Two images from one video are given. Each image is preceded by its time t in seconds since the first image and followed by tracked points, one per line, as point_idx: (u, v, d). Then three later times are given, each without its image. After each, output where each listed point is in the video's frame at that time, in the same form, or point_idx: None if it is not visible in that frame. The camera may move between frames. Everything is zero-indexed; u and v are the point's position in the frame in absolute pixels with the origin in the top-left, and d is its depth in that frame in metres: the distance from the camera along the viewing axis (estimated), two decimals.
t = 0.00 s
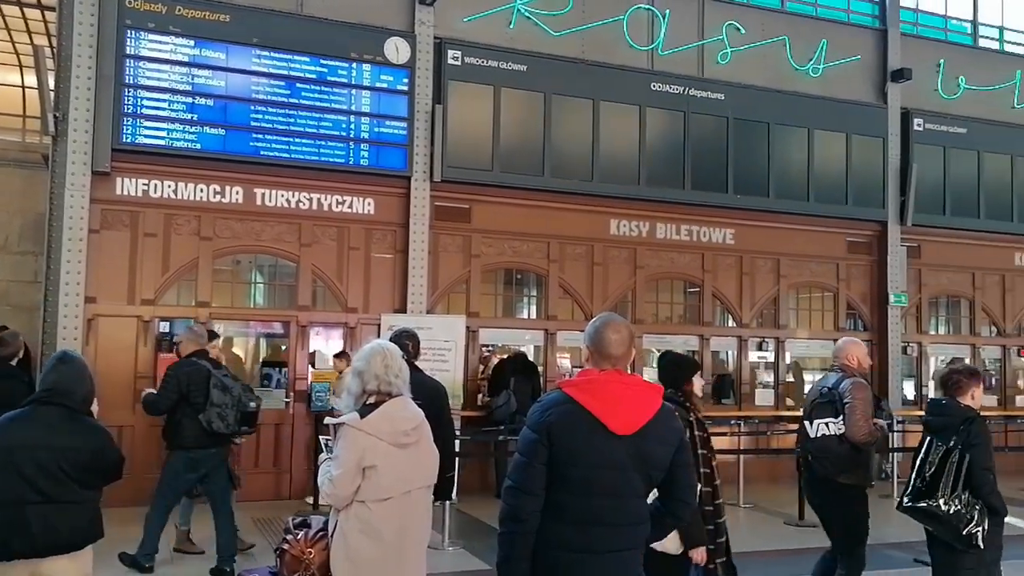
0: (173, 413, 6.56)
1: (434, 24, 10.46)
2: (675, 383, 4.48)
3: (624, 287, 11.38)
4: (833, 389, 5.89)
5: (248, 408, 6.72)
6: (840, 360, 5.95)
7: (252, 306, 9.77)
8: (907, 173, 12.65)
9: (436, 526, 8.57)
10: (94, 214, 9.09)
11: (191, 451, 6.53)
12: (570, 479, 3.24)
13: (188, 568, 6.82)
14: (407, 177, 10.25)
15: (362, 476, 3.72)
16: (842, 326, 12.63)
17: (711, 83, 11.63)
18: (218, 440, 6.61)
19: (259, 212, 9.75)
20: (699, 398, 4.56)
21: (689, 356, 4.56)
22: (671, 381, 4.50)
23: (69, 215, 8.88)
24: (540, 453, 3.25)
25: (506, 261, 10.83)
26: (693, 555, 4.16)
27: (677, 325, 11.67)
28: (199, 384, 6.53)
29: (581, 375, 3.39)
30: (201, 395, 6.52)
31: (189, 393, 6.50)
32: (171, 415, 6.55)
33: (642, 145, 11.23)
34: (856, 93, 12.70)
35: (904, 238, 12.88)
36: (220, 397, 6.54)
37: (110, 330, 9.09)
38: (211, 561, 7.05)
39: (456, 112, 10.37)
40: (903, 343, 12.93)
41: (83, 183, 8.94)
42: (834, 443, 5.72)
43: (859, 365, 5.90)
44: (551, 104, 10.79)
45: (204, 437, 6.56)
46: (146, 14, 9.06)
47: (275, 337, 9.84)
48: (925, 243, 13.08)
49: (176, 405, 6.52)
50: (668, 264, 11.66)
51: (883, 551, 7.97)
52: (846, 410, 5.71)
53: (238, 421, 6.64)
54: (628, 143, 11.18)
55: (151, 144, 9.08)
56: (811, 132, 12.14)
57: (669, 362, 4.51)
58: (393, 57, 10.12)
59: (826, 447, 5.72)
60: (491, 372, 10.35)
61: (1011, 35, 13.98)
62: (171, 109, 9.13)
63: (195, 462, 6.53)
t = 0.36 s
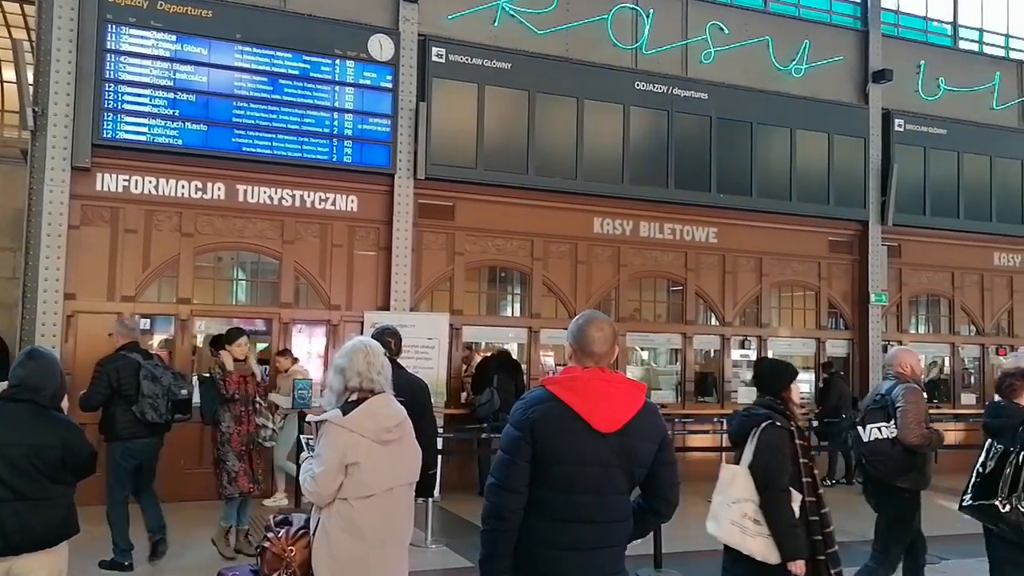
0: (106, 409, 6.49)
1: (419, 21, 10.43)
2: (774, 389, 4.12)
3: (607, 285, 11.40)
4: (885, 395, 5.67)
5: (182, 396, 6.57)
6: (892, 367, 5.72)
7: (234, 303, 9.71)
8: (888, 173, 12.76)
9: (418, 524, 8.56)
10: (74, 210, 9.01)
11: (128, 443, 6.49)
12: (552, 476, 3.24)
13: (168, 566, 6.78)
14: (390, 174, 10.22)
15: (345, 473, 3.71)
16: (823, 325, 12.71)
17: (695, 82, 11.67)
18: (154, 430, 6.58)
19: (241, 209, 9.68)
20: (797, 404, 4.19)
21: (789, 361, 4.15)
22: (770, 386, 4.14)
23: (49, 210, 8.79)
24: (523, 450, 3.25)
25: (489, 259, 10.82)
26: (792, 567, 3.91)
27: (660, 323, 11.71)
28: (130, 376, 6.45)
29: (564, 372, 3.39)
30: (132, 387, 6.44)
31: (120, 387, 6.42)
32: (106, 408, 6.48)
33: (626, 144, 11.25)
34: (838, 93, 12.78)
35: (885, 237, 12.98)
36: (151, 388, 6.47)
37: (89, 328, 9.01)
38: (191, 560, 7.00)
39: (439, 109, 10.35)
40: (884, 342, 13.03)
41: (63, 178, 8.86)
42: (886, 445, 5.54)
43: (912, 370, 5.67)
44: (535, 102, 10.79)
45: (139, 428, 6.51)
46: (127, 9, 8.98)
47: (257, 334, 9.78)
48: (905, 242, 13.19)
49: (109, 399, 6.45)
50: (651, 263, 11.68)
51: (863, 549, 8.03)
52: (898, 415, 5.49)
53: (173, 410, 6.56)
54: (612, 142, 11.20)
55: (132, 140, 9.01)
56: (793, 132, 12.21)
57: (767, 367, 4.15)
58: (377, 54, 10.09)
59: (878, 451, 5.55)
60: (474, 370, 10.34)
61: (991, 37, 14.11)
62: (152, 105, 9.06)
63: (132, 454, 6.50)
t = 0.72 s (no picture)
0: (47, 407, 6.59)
1: (396, 19, 10.40)
2: (857, 380, 4.40)
3: (585, 284, 11.42)
4: (924, 386, 5.66)
5: (123, 397, 6.67)
6: (931, 359, 5.72)
7: (209, 301, 9.63)
8: (862, 173, 12.88)
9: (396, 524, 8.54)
10: (46, 208, 8.90)
11: (69, 442, 6.54)
12: (527, 474, 3.24)
13: (143, 567, 6.73)
14: (368, 172, 10.18)
15: (322, 472, 3.70)
16: (799, 323, 12.82)
17: (672, 82, 11.72)
18: (96, 431, 6.64)
19: (217, 206, 9.61)
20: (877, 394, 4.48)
21: (869, 353, 4.44)
22: (851, 378, 4.43)
23: (20, 208, 8.68)
24: (498, 448, 3.25)
25: (467, 257, 10.81)
26: (889, 556, 4.18)
27: (638, 322, 11.75)
28: (74, 375, 6.55)
29: (538, 370, 3.39)
30: (75, 387, 6.53)
31: (64, 386, 6.52)
32: (50, 409, 6.59)
33: (604, 142, 11.28)
34: (813, 93, 12.89)
35: (860, 236, 13.11)
36: (94, 388, 6.55)
37: (62, 327, 8.90)
38: (166, 560, 6.94)
39: (417, 107, 10.32)
40: (858, 340, 13.16)
41: (35, 176, 8.75)
42: (924, 435, 5.64)
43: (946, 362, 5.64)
44: (513, 101, 10.79)
45: (82, 428, 6.57)
46: (100, 5, 8.88)
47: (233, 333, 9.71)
48: (879, 241, 13.31)
49: (52, 398, 6.55)
50: (628, 261, 11.71)
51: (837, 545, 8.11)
52: (936, 407, 5.49)
53: (114, 411, 6.63)
54: (590, 140, 11.23)
55: (106, 137, 8.91)
56: (769, 132, 12.29)
57: (847, 358, 4.43)
58: (354, 51, 10.05)
59: (917, 441, 5.65)
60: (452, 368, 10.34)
61: (964, 39, 14.27)
62: (126, 102, 8.97)
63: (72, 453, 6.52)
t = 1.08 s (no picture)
0: None
1: (366, 15, 10.34)
2: (933, 386, 4.41)
3: (555, 282, 11.46)
4: (968, 389, 6.25)
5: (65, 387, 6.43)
6: (972, 362, 6.40)
7: (175, 298, 9.52)
8: (828, 174, 13.05)
9: (363, 522, 8.51)
10: (7, 202, 8.75)
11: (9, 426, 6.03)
12: (493, 471, 3.25)
13: (105, 566, 6.65)
14: (337, 168, 10.12)
15: (289, 470, 3.65)
16: (765, 322, 12.97)
17: (642, 82, 11.79)
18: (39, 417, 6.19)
19: (183, 202, 9.50)
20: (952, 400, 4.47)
21: (942, 361, 4.48)
22: (927, 384, 4.43)
23: None
24: (463, 445, 3.25)
25: (437, 255, 10.78)
26: (977, 559, 4.16)
27: (606, 320, 11.81)
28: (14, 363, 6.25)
29: (505, 367, 3.40)
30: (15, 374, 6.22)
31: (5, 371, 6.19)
32: None
33: (574, 141, 11.32)
34: (780, 94, 13.04)
35: (825, 237, 13.28)
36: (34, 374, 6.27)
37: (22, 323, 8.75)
38: (127, 559, 6.86)
39: (387, 104, 10.28)
40: (823, 339, 13.33)
41: None
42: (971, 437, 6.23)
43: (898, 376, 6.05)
44: (483, 99, 10.78)
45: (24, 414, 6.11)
46: None
47: (199, 330, 9.61)
48: (844, 241, 13.50)
49: None
50: (598, 260, 11.76)
51: (801, 541, 8.22)
52: (982, 409, 6.12)
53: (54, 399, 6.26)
54: (560, 139, 11.26)
55: (69, 130, 8.76)
56: (737, 132, 12.41)
57: (924, 366, 4.46)
58: (324, 47, 9.98)
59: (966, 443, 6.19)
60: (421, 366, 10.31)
61: (928, 43, 14.50)
62: (91, 95, 8.83)
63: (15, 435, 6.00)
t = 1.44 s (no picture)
0: None
1: (338, 11, 10.28)
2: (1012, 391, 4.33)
3: (529, 281, 11.47)
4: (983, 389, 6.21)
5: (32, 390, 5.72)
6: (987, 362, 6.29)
7: (144, 296, 9.42)
8: (798, 174, 13.18)
9: (335, 521, 8.46)
10: None
11: None
12: (463, 468, 3.25)
13: (71, 567, 6.55)
14: (309, 166, 10.05)
15: (259, 471, 3.62)
16: (736, 321, 13.08)
17: (615, 81, 11.82)
18: None
19: (152, 198, 9.39)
20: None
21: None
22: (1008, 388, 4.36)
23: None
24: (433, 443, 3.24)
25: (410, 253, 10.75)
26: None
27: (579, 318, 11.84)
28: None
29: (476, 365, 3.40)
30: None
31: None
32: None
33: (547, 140, 11.33)
34: (752, 95, 13.15)
35: (796, 236, 13.42)
36: None
37: None
38: (93, 560, 6.77)
39: (360, 102, 10.23)
40: (794, 337, 13.46)
41: None
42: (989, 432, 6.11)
43: (838, 376, 6.45)
44: (456, 97, 10.76)
45: None
46: None
47: (169, 328, 9.51)
48: (814, 241, 13.65)
49: None
50: (571, 259, 11.79)
51: (770, 537, 8.30)
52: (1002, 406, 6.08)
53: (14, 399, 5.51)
54: (533, 138, 11.26)
55: (35, 125, 8.62)
56: (710, 132, 12.49)
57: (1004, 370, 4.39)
58: (296, 43, 9.90)
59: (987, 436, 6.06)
60: (394, 364, 10.28)
61: (896, 45, 14.68)
62: (58, 90, 8.70)
63: None
